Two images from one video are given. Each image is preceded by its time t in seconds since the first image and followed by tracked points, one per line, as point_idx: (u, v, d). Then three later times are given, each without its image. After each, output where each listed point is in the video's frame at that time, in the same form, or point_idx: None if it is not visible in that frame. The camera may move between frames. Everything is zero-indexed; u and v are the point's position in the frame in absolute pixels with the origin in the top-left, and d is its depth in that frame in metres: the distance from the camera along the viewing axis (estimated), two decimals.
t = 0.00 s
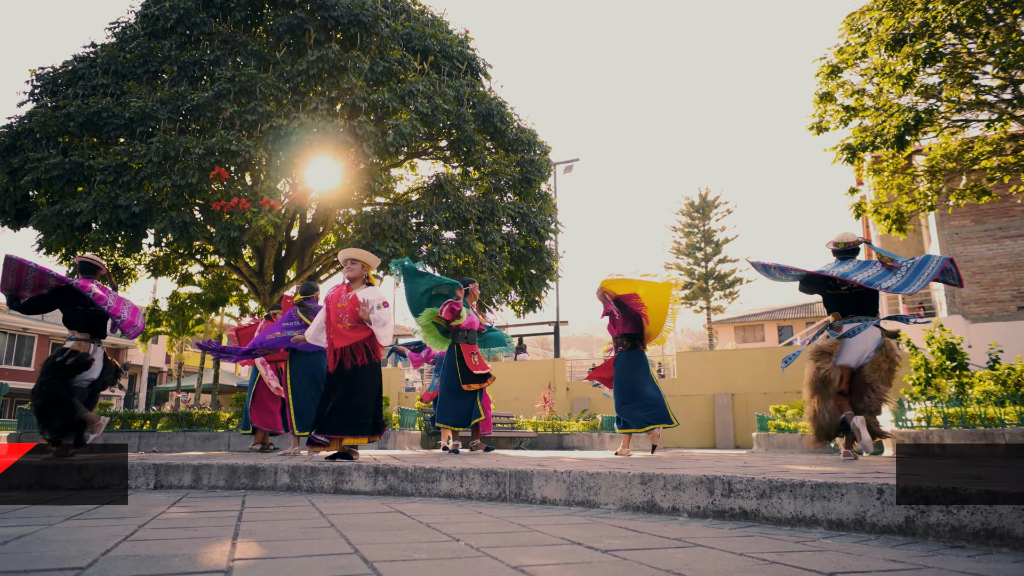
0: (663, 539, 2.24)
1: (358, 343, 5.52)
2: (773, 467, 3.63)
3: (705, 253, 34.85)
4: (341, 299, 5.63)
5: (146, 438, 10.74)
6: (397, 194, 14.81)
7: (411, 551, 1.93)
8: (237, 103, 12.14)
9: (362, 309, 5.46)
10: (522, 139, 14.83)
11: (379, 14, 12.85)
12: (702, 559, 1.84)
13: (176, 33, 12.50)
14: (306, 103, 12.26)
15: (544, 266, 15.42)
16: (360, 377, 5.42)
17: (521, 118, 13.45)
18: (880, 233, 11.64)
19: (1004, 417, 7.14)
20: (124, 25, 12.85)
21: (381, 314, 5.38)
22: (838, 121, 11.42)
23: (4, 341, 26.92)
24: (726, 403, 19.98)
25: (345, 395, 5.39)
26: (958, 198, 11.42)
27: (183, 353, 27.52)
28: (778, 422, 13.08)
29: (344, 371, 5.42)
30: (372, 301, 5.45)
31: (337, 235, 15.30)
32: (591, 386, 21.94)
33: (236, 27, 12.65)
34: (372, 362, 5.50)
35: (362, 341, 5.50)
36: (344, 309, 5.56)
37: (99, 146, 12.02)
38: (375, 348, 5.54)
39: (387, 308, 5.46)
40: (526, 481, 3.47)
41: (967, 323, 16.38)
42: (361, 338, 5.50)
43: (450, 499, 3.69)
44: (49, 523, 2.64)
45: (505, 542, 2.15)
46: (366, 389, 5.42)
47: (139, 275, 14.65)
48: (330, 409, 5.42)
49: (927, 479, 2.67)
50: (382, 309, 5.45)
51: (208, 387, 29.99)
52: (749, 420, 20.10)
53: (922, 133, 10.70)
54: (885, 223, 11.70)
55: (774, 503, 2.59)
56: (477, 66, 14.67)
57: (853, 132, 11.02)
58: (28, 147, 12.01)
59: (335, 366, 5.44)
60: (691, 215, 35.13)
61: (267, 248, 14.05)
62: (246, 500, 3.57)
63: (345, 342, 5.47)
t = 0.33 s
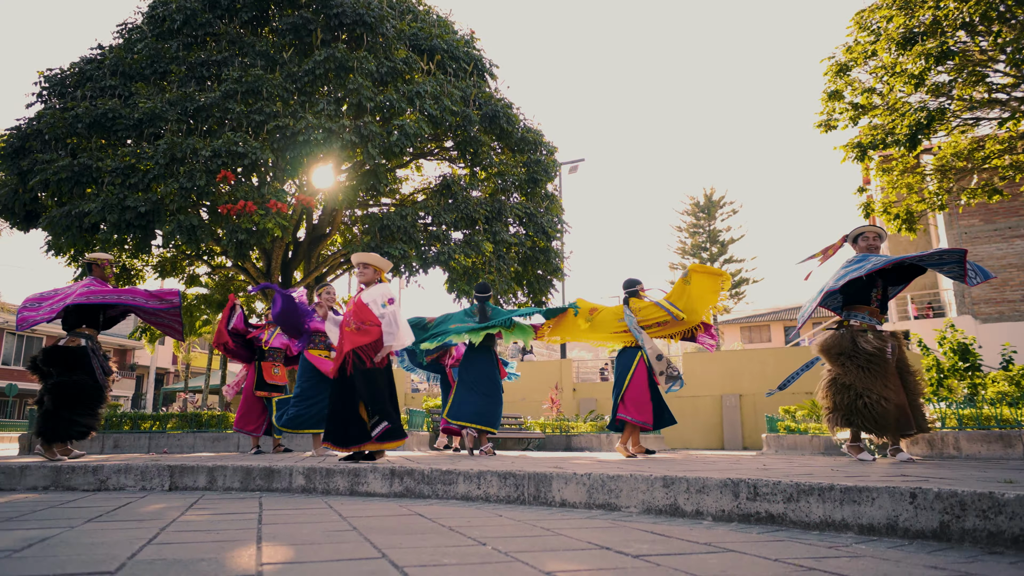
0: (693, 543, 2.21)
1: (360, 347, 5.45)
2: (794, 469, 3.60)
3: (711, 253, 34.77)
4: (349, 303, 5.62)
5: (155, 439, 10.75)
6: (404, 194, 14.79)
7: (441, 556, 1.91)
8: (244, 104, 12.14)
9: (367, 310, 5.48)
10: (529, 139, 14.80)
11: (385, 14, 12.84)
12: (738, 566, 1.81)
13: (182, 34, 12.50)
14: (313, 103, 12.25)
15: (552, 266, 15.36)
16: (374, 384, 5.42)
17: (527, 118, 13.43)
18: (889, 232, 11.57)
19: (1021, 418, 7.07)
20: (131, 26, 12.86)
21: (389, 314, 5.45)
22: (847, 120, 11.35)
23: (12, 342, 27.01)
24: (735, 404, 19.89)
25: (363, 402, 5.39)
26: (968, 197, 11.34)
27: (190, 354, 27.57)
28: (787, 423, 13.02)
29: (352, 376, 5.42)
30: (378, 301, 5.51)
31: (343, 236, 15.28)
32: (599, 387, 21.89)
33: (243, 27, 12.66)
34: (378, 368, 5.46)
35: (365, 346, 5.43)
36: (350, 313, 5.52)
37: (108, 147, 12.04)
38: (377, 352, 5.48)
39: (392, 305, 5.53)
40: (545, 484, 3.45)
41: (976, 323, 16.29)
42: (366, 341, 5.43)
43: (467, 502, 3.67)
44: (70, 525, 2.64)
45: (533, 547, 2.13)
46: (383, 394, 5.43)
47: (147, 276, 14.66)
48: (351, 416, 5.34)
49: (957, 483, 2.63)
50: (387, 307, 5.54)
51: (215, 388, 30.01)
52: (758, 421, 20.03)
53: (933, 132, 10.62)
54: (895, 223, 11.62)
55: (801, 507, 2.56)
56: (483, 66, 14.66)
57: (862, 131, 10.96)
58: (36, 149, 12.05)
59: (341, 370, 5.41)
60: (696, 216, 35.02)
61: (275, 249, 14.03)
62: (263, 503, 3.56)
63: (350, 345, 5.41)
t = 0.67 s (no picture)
0: (737, 550, 2.17)
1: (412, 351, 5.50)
2: (842, 475, 3.51)
3: (751, 253, 34.19)
4: (398, 307, 5.66)
5: (202, 439, 11.03)
6: (441, 198, 14.88)
7: (481, 560, 1.91)
8: (284, 109, 12.37)
9: (417, 314, 5.49)
10: (565, 140, 14.74)
11: (421, 17, 12.95)
12: None
13: (224, 42, 12.81)
14: (352, 108, 12.41)
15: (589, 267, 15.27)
16: (422, 385, 5.42)
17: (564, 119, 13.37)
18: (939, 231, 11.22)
19: None
20: (176, 36, 13.22)
21: (438, 316, 5.40)
22: (893, 116, 11.04)
23: (66, 344, 28.00)
24: (777, 407, 19.51)
25: (403, 401, 5.37)
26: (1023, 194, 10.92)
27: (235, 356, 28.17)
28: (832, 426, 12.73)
29: (398, 378, 5.43)
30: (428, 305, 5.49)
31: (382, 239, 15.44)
32: (637, 389, 21.70)
33: (283, 34, 12.91)
34: (428, 370, 5.47)
35: (417, 350, 5.47)
36: (401, 317, 5.57)
37: (155, 154, 12.39)
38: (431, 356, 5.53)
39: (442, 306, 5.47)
40: (585, 487, 3.43)
41: None
42: (417, 345, 5.48)
43: (507, 505, 3.67)
44: (122, 523, 2.72)
45: (575, 552, 2.11)
46: (425, 395, 5.42)
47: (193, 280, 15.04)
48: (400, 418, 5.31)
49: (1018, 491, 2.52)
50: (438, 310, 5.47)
51: (258, 389, 30.66)
52: (802, 424, 19.61)
53: (985, 127, 10.25)
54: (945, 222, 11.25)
55: (850, 515, 2.49)
56: (519, 68, 14.66)
57: (909, 127, 10.65)
58: (87, 157, 12.47)
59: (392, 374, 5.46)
60: (736, 216, 34.46)
61: (315, 252, 14.26)
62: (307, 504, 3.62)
63: (402, 349, 5.47)
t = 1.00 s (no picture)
0: (759, 553, 2.15)
1: (443, 354, 5.52)
2: (874, 478, 3.44)
3: (788, 251, 33.60)
4: (430, 311, 5.72)
5: (240, 443, 11.26)
6: (473, 201, 14.95)
7: (500, 561, 1.93)
8: (318, 117, 12.57)
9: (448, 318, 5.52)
10: (596, 141, 14.67)
11: (451, 23, 13.02)
12: None
13: (260, 53, 13.07)
14: (383, 114, 12.54)
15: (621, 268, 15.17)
16: (458, 387, 5.45)
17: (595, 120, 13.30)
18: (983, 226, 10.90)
19: None
20: (213, 48, 13.53)
21: (467, 324, 5.39)
22: (933, 109, 10.75)
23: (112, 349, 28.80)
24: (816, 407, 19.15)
25: (436, 406, 5.41)
26: None
27: (273, 360, 28.70)
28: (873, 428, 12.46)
29: (431, 382, 5.48)
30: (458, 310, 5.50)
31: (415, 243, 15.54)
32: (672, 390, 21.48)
33: (316, 43, 13.11)
34: (463, 372, 5.50)
35: (447, 353, 5.49)
36: (433, 321, 5.61)
37: (194, 163, 12.69)
38: (461, 360, 5.52)
39: (472, 312, 5.50)
40: (610, 489, 3.43)
41: None
42: (447, 349, 5.51)
43: (533, 506, 3.68)
44: (158, 525, 2.81)
45: (596, 554, 2.12)
46: (457, 400, 5.42)
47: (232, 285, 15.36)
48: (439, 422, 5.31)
49: None
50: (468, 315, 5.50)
51: (296, 393, 31.15)
52: (842, 425, 19.20)
53: None
54: (989, 216, 10.93)
55: (878, 517, 2.44)
56: (549, 70, 14.64)
57: (950, 120, 10.36)
58: (129, 167, 12.83)
59: (425, 377, 5.51)
60: (772, 213, 33.89)
61: (349, 257, 14.45)
62: (336, 506, 3.69)
63: (433, 353, 5.51)
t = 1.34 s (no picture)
0: (745, 551, 2.17)
1: (445, 356, 5.57)
2: (870, 476, 3.45)
3: (801, 250, 33.38)
4: (433, 314, 5.77)
5: (252, 445, 11.36)
6: (482, 203, 14.97)
7: (486, 560, 1.97)
8: (327, 122, 12.66)
9: (450, 320, 5.57)
10: (605, 142, 14.65)
11: (458, 26, 13.04)
12: None
13: (270, 59, 13.18)
14: (391, 118, 12.59)
15: (631, 268, 15.14)
16: (460, 388, 5.49)
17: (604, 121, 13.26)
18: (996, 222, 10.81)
19: None
20: (224, 54, 13.66)
21: (470, 325, 5.43)
22: (944, 105, 10.65)
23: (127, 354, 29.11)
24: (829, 406, 19.02)
25: (438, 407, 5.45)
26: None
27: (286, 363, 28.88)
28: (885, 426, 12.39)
29: (434, 384, 5.53)
30: (461, 312, 5.55)
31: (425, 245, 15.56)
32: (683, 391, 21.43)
33: (325, 49, 13.19)
34: (465, 374, 5.55)
35: (449, 355, 5.54)
36: (436, 323, 5.67)
37: (204, 168, 12.80)
38: (463, 362, 5.56)
39: (475, 314, 5.55)
40: (608, 489, 3.46)
41: None
42: (449, 351, 5.55)
43: (533, 507, 3.71)
44: (161, 526, 2.88)
45: (583, 553, 2.15)
46: (459, 401, 5.47)
47: (244, 289, 15.49)
48: (439, 424, 5.33)
49: None
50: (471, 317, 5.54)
51: (309, 395, 31.34)
52: (855, 424, 19.06)
53: None
54: (1002, 212, 10.84)
55: (867, 516, 2.46)
56: (558, 71, 14.60)
57: (960, 116, 10.28)
58: (141, 174, 12.97)
59: (426, 379, 5.56)
60: (784, 212, 33.70)
61: (359, 260, 14.52)
62: (338, 507, 3.74)
63: (435, 355, 5.56)
